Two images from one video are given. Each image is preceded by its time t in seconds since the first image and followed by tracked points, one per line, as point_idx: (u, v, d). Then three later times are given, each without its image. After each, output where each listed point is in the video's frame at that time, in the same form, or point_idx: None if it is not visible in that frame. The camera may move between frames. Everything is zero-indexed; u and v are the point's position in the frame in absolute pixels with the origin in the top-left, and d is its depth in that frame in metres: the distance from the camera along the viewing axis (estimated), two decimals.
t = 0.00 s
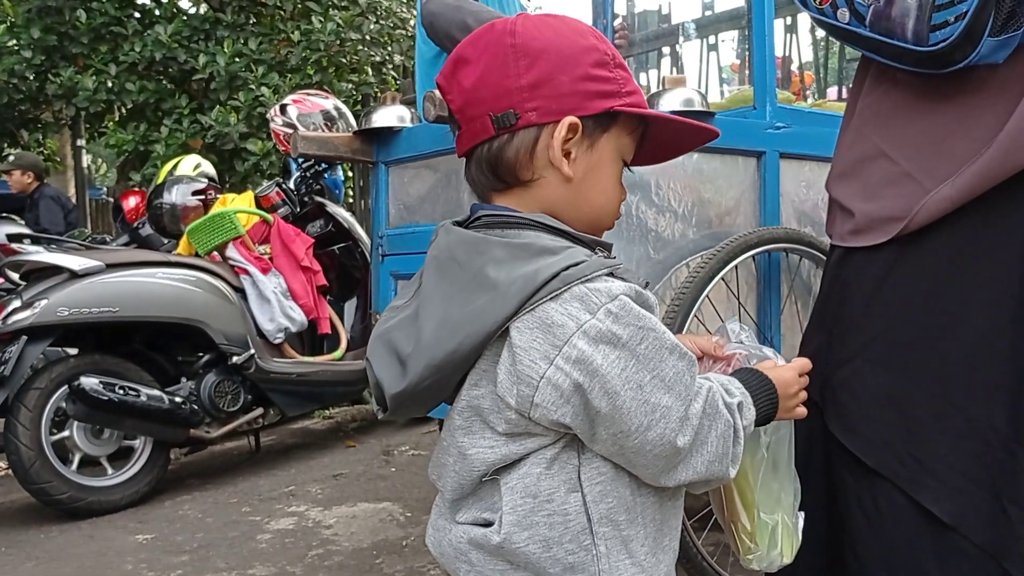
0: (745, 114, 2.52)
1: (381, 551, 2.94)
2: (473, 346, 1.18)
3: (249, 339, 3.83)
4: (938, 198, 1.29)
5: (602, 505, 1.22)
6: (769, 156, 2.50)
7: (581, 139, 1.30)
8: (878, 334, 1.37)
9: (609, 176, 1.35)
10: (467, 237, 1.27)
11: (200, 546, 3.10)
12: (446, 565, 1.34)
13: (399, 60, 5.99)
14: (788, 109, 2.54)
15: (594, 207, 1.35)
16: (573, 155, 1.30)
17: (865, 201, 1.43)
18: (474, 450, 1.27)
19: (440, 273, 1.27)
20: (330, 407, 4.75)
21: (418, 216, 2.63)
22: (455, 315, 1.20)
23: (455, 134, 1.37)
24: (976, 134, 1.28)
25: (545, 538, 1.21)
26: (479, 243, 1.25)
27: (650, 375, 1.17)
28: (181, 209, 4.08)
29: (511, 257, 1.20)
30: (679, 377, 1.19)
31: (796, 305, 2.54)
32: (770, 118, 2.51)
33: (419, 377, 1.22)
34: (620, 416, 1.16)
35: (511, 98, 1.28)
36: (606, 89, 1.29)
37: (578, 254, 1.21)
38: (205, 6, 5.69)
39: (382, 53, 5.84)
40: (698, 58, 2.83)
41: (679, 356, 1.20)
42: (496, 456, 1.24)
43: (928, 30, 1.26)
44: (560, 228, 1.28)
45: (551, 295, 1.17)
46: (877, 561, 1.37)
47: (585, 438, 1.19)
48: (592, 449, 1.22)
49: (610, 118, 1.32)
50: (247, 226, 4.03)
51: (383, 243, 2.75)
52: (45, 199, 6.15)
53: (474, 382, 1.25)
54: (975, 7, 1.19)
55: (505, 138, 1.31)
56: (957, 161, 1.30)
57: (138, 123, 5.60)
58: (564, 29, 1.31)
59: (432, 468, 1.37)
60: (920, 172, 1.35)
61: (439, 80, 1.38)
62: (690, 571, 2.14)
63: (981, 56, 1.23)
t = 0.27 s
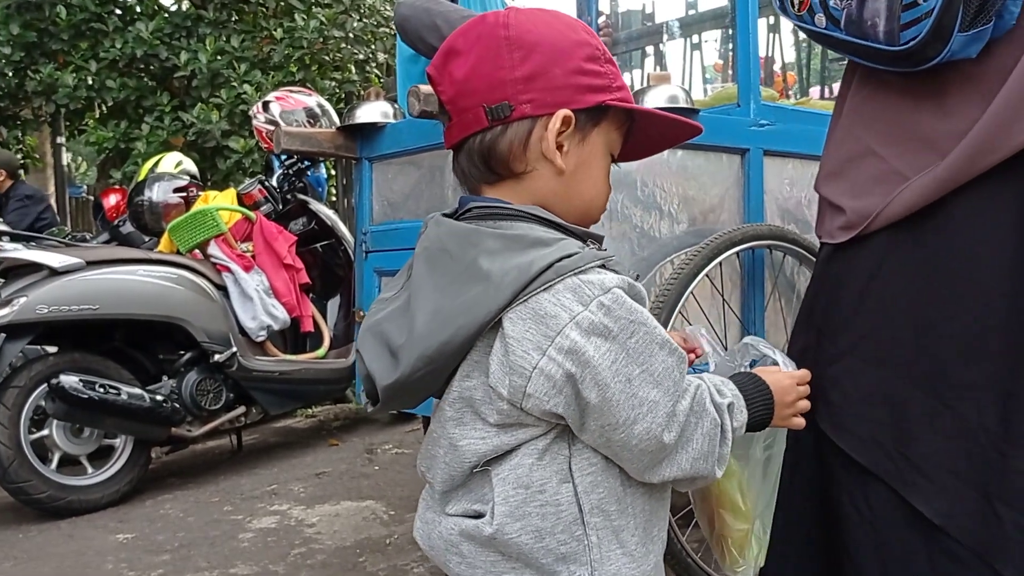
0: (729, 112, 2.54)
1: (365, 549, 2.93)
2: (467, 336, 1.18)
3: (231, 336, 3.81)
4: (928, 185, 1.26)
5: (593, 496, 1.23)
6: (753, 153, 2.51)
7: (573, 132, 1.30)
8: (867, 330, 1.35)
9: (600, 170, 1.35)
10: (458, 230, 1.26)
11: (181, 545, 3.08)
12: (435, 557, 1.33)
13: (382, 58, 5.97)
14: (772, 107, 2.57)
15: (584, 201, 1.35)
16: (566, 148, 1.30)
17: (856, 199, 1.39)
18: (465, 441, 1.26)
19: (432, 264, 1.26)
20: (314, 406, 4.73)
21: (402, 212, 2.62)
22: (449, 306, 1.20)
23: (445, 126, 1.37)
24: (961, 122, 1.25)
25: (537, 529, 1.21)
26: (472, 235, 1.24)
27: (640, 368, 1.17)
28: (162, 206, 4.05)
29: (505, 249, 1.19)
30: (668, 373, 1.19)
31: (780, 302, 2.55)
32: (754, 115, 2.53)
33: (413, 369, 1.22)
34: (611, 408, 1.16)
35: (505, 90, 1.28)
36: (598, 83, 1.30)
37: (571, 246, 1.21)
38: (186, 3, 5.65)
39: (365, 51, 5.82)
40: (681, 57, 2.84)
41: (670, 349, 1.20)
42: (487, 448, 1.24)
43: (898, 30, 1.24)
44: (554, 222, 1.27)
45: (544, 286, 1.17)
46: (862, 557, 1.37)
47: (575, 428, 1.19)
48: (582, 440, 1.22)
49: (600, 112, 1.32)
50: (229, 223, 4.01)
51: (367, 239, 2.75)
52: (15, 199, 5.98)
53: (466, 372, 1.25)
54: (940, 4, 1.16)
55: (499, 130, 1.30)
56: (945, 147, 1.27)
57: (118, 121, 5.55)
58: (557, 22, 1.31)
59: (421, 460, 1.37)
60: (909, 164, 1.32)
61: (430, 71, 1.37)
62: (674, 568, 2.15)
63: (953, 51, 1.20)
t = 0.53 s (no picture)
0: (707, 113, 2.54)
1: (332, 550, 2.88)
2: (462, 325, 1.15)
3: (196, 332, 3.74)
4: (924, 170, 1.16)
5: (585, 492, 1.21)
6: (730, 154, 2.53)
7: (556, 119, 1.27)
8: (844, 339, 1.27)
9: (586, 156, 1.32)
10: (452, 218, 1.23)
11: (143, 544, 3.01)
12: (420, 556, 1.30)
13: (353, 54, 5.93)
14: (749, 109, 2.58)
15: (569, 189, 1.32)
16: (549, 135, 1.27)
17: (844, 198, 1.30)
18: (454, 434, 1.23)
19: (424, 253, 1.23)
20: (280, 404, 4.66)
21: (377, 208, 2.58)
22: (443, 295, 1.17)
23: (430, 124, 1.34)
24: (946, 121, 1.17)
25: (527, 525, 1.18)
26: (465, 223, 1.21)
27: (636, 361, 1.15)
28: (127, 199, 3.97)
29: (501, 237, 1.17)
30: (663, 366, 1.18)
31: (754, 303, 2.56)
32: (731, 116, 2.54)
33: (403, 359, 1.18)
34: (606, 401, 1.14)
35: (484, 82, 1.25)
36: (578, 67, 1.27)
37: (568, 236, 1.19)
38: None
39: (335, 46, 5.78)
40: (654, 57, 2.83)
41: (664, 344, 1.19)
42: (478, 441, 1.21)
43: (846, 49, 1.20)
44: (548, 211, 1.25)
45: (541, 276, 1.15)
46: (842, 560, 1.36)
47: (568, 421, 1.17)
48: (574, 434, 1.20)
49: (582, 97, 1.30)
50: (196, 217, 3.95)
51: (340, 234, 2.70)
52: None
53: (458, 364, 1.22)
54: (884, 24, 1.13)
55: (480, 122, 1.27)
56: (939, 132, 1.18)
57: (82, 112, 5.43)
58: (533, 10, 1.28)
59: (408, 455, 1.33)
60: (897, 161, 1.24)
61: (408, 69, 1.34)
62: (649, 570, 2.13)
63: (897, 72, 1.17)
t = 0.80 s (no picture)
0: (684, 116, 2.58)
1: (302, 552, 2.85)
2: (454, 318, 1.13)
3: (163, 331, 3.69)
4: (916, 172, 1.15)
5: (570, 493, 1.19)
6: (707, 158, 2.56)
7: (484, 115, 1.28)
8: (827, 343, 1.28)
9: (541, 127, 1.26)
10: (448, 212, 1.23)
11: (107, 547, 2.96)
12: (400, 555, 1.29)
13: (322, 52, 5.89)
14: (726, 113, 2.62)
15: (538, 167, 1.27)
16: (484, 132, 1.28)
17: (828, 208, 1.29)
18: (439, 430, 1.21)
19: (414, 245, 1.21)
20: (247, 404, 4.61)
21: (352, 207, 2.56)
22: (432, 287, 1.16)
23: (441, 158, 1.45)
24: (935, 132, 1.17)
25: (511, 524, 1.17)
26: (461, 217, 1.21)
27: (625, 361, 1.15)
28: (92, 196, 3.90)
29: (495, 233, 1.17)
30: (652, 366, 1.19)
31: (727, 306, 2.58)
32: (708, 120, 2.58)
33: (392, 349, 1.15)
34: (594, 399, 1.13)
35: (423, 113, 1.34)
36: (481, 55, 1.26)
37: (562, 236, 1.19)
38: None
39: (305, 44, 5.73)
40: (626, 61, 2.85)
41: (653, 345, 1.19)
42: (464, 437, 1.19)
43: (836, 62, 1.20)
44: (542, 208, 1.26)
45: (533, 273, 1.14)
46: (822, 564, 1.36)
47: (555, 420, 1.16)
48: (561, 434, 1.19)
49: (507, 76, 1.27)
50: (164, 215, 3.90)
51: (314, 233, 2.68)
52: None
53: (447, 358, 1.20)
54: (875, 39, 1.13)
55: (441, 147, 1.35)
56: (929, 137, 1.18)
57: (43, 107, 5.32)
58: (445, 23, 1.32)
59: (391, 452, 1.32)
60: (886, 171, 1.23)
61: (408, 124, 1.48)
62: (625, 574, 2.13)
63: (885, 84, 1.17)
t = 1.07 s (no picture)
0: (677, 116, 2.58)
1: (294, 552, 2.85)
2: (440, 315, 1.13)
3: (153, 331, 3.68)
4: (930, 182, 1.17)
5: (552, 494, 1.17)
6: (700, 158, 2.58)
7: (482, 117, 1.28)
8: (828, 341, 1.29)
9: (539, 124, 1.25)
10: (447, 209, 1.24)
11: (97, 548, 2.94)
12: (390, 544, 1.29)
13: (311, 52, 5.88)
14: (719, 113, 2.64)
15: (537, 165, 1.26)
16: (483, 134, 1.29)
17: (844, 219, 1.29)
18: (427, 424, 1.21)
19: (415, 241, 1.23)
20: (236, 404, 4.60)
21: (347, 206, 2.55)
22: (426, 284, 1.16)
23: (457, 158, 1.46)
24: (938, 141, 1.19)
25: (491, 521, 1.16)
26: (457, 215, 1.22)
27: (608, 365, 1.13)
28: (81, 195, 3.87)
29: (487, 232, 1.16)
30: (636, 371, 1.15)
31: (720, 306, 2.60)
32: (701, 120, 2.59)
33: (381, 341, 1.17)
34: (573, 401, 1.11)
35: (429, 120, 1.35)
36: (476, 57, 1.26)
37: (554, 237, 1.17)
38: None
39: (294, 43, 5.72)
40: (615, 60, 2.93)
41: (640, 351, 1.16)
42: (449, 432, 1.19)
43: (830, 69, 1.22)
44: (537, 207, 1.25)
45: (520, 273, 1.12)
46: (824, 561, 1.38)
47: (539, 420, 1.14)
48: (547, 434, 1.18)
49: (502, 77, 1.26)
50: (154, 214, 3.87)
51: (308, 233, 2.68)
52: None
53: (437, 353, 1.20)
54: (867, 46, 1.16)
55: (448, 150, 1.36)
56: (939, 143, 1.18)
57: (29, 105, 5.28)
58: (446, 30, 1.33)
59: (387, 442, 1.32)
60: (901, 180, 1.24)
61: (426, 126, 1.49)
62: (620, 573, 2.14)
63: (881, 90, 1.19)
